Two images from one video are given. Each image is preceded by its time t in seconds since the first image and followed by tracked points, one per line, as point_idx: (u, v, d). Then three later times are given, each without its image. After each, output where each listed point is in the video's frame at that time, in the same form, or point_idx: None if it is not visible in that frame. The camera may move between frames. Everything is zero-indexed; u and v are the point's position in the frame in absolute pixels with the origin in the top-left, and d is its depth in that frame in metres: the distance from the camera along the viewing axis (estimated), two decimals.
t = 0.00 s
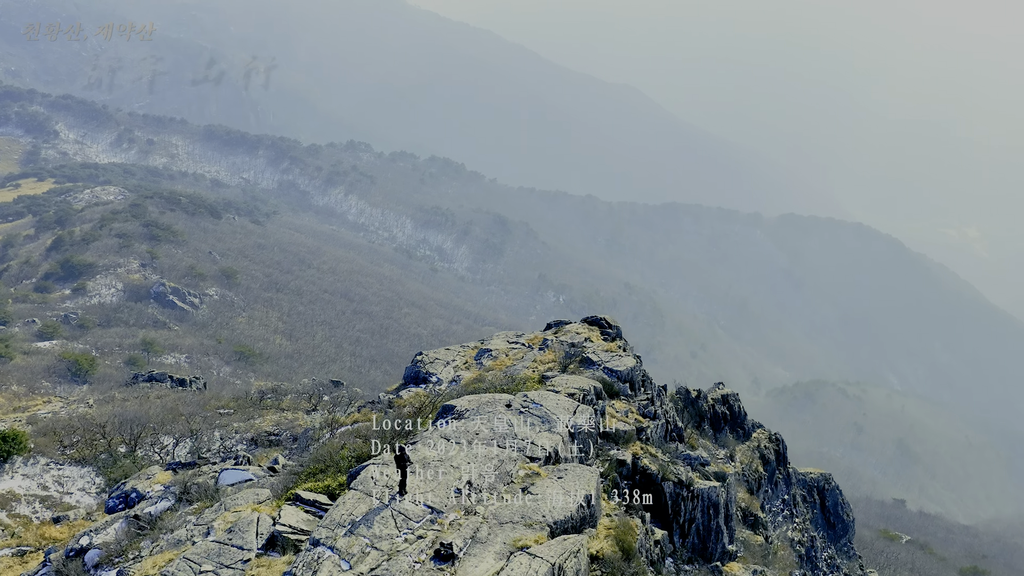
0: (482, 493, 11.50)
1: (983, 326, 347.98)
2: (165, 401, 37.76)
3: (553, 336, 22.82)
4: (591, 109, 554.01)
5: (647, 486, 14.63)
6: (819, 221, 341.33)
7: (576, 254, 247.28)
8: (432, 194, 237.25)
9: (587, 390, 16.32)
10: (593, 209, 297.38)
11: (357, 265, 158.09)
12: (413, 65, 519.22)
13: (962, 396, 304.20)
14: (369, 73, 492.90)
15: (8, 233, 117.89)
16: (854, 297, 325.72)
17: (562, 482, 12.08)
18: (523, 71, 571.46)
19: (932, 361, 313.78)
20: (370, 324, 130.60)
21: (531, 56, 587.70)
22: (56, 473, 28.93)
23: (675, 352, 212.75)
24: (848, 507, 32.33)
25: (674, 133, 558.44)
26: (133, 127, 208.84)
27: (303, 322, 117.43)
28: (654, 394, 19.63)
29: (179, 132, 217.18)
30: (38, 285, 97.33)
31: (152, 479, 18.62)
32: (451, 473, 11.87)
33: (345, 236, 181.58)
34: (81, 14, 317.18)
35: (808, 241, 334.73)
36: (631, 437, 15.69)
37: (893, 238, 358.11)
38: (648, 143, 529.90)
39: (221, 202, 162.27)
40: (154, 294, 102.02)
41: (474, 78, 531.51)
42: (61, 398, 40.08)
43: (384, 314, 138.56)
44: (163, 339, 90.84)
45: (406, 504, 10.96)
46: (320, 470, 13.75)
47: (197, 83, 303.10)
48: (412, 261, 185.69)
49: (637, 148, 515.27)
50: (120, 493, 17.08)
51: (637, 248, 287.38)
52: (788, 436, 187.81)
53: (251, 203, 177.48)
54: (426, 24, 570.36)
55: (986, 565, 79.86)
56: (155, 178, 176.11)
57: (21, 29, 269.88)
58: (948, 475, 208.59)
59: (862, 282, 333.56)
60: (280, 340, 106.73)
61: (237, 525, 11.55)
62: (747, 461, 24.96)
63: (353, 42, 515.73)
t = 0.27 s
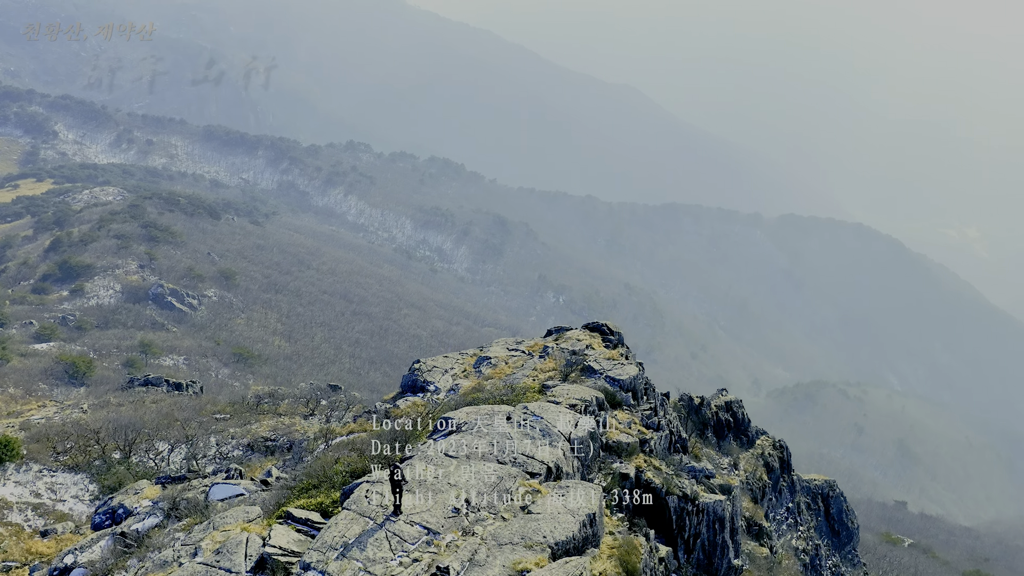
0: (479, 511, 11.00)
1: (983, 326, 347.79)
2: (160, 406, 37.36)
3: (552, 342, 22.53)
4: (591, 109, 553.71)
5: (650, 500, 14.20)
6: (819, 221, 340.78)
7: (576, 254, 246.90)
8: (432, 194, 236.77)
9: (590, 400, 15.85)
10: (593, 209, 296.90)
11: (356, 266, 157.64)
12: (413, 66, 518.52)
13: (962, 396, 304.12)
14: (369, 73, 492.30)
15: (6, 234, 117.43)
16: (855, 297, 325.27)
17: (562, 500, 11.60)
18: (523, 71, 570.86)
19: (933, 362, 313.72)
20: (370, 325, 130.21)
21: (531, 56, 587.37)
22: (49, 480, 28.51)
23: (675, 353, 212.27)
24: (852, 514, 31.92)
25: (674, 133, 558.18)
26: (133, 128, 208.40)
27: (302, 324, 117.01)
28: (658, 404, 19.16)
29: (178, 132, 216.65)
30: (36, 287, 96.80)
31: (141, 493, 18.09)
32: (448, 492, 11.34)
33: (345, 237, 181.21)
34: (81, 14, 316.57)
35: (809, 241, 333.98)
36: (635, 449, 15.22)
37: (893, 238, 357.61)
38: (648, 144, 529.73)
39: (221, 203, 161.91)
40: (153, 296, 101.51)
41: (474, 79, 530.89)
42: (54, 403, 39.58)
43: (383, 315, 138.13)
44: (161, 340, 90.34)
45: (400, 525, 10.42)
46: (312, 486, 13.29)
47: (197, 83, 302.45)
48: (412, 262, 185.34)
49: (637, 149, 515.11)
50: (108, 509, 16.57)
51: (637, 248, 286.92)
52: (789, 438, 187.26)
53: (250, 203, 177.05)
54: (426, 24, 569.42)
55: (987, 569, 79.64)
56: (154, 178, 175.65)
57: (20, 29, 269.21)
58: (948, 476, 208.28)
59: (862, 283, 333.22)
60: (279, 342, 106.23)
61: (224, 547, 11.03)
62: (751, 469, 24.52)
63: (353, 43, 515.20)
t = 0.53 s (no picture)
0: (478, 531, 10.55)
1: (983, 326, 347.45)
2: (157, 410, 36.95)
3: (554, 349, 22.19)
4: (591, 109, 553.55)
5: (655, 514, 13.78)
6: (819, 222, 340.40)
7: (576, 255, 246.60)
8: (432, 195, 236.31)
9: (592, 411, 15.41)
10: (593, 210, 296.57)
11: (355, 267, 157.20)
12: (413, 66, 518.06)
13: (963, 397, 304.07)
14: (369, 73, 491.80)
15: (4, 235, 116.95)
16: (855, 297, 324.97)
17: (564, 518, 11.17)
18: (522, 71, 570.81)
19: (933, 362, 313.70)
20: (369, 326, 129.82)
21: (531, 56, 587.21)
22: (41, 487, 28.07)
23: (675, 354, 211.92)
24: (856, 521, 31.54)
25: (674, 134, 558.16)
26: (132, 128, 207.95)
27: (301, 325, 116.55)
28: (661, 413, 18.75)
29: (177, 133, 216.18)
30: (33, 289, 96.32)
31: (129, 509, 17.57)
32: (448, 510, 10.86)
33: (344, 238, 180.85)
34: (80, 14, 316.05)
35: (809, 241, 333.27)
36: (639, 461, 14.82)
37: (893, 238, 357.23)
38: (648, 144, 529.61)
39: (220, 203, 161.53)
40: (151, 297, 100.97)
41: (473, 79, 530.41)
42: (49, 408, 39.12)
43: (383, 316, 137.70)
44: (159, 342, 89.85)
45: (397, 546, 9.94)
46: (306, 503, 12.89)
47: (196, 83, 302.12)
48: (412, 262, 185.00)
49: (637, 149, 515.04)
50: (95, 525, 16.13)
51: (637, 249, 286.51)
52: (790, 439, 186.83)
53: (249, 204, 176.70)
54: (426, 24, 569.08)
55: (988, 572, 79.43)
56: (154, 179, 175.27)
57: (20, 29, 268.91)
58: (949, 477, 208.04)
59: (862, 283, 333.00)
60: (278, 343, 105.86)
61: (214, 567, 10.62)
62: (755, 476, 24.12)
63: (352, 43, 514.82)
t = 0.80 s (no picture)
0: (478, 553, 10.03)
1: (983, 326, 347.03)
2: (152, 416, 36.55)
3: (556, 358, 21.84)
4: (591, 109, 553.24)
5: (660, 530, 13.34)
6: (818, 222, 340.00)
7: (576, 255, 246.27)
8: (431, 195, 235.86)
9: (594, 424, 14.99)
10: (593, 210, 296.10)
11: (355, 268, 156.74)
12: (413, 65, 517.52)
13: (963, 397, 303.88)
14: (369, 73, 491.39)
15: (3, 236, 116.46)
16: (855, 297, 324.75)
17: (568, 539, 10.65)
18: (522, 71, 570.83)
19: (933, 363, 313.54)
20: (368, 327, 129.44)
21: (530, 56, 586.95)
22: (34, 494, 27.62)
23: (675, 355, 211.59)
24: (862, 529, 31.07)
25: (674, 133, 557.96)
26: (131, 128, 207.45)
27: (300, 326, 116.09)
28: (664, 423, 18.33)
29: (177, 133, 215.74)
30: (31, 290, 95.86)
31: (118, 525, 17.16)
32: (446, 530, 10.39)
33: (343, 238, 180.42)
34: (80, 14, 315.55)
35: (809, 241, 332.72)
36: (643, 475, 14.36)
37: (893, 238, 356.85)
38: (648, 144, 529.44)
39: (219, 204, 161.12)
40: (150, 298, 100.42)
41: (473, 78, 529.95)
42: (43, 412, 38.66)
43: (382, 317, 137.23)
44: (157, 344, 89.34)
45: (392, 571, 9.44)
46: (299, 521, 12.49)
47: (196, 83, 301.94)
48: (411, 263, 184.61)
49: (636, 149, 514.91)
50: (82, 543, 15.67)
51: (637, 249, 286.01)
52: (791, 440, 186.39)
53: (249, 204, 176.29)
54: (425, 24, 568.77)
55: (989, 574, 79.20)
56: (153, 179, 174.84)
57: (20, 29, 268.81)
58: (949, 477, 207.75)
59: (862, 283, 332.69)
60: (278, 345, 105.46)
61: None
62: (760, 485, 23.71)
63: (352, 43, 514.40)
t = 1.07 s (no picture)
0: None
1: (984, 326, 346.63)
2: (148, 421, 36.17)
3: (557, 366, 21.59)
4: (591, 109, 552.98)
5: (664, 548, 12.91)
6: (818, 223, 339.63)
7: (576, 255, 245.99)
8: (431, 195, 235.56)
9: (597, 439, 14.57)
10: (593, 210, 295.67)
11: (354, 268, 156.35)
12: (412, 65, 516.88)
13: (963, 397, 303.73)
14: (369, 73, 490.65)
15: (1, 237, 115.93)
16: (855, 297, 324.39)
17: (568, 563, 10.24)
18: (522, 71, 570.43)
19: (934, 363, 313.25)
20: (368, 329, 129.05)
21: (530, 57, 586.49)
22: (27, 503, 27.21)
23: (675, 356, 211.17)
24: (866, 536, 30.74)
25: (673, 133, 557.92)
26: (130, 129, 206.98)
27: (300, 328, 115.70)
28: (666, 433, 18.02)
29: (176, 133, 215.21)
30: (29, 291, 95.36)
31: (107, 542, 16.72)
32: (443, 554, 9.86)
33: (343, 238, 180.09)
34: (79, 14, 314.95)
35: (809, 241, 332.25)
36: (648, 489, 13.99)
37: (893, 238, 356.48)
38: (647, 145, 529.69)
39: (218, 204, 160.75)
40: (148, 300, 99.91)
41: (473, 78, 529.44)
42: (36, 417, 38.14)
43: (382, 318, 136.90)
44: (156, 346, 88.86)
45: None
46: (292, 541, 12.22)
47: (196, 83, 301.57)
48: (411, 263, 184.21)
49: (636, 149, 514.92)
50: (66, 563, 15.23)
51: (637, 249, 285.66)
52: (791, 441, 185.94)
53: (248, 204, 176.10)
54: (425, 24, 568.20)
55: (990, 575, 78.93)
56: (152, 180, 174.49)
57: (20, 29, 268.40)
58: (950, 478, 207.43)
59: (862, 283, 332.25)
60: (277, 346, 105.04)
61: None
62: (764, 494, 23.38)
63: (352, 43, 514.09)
